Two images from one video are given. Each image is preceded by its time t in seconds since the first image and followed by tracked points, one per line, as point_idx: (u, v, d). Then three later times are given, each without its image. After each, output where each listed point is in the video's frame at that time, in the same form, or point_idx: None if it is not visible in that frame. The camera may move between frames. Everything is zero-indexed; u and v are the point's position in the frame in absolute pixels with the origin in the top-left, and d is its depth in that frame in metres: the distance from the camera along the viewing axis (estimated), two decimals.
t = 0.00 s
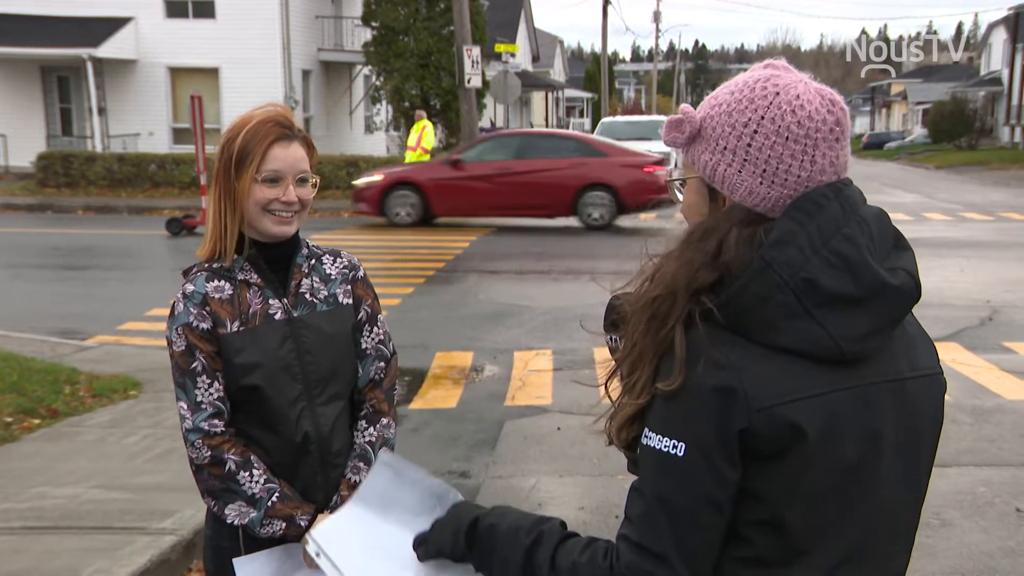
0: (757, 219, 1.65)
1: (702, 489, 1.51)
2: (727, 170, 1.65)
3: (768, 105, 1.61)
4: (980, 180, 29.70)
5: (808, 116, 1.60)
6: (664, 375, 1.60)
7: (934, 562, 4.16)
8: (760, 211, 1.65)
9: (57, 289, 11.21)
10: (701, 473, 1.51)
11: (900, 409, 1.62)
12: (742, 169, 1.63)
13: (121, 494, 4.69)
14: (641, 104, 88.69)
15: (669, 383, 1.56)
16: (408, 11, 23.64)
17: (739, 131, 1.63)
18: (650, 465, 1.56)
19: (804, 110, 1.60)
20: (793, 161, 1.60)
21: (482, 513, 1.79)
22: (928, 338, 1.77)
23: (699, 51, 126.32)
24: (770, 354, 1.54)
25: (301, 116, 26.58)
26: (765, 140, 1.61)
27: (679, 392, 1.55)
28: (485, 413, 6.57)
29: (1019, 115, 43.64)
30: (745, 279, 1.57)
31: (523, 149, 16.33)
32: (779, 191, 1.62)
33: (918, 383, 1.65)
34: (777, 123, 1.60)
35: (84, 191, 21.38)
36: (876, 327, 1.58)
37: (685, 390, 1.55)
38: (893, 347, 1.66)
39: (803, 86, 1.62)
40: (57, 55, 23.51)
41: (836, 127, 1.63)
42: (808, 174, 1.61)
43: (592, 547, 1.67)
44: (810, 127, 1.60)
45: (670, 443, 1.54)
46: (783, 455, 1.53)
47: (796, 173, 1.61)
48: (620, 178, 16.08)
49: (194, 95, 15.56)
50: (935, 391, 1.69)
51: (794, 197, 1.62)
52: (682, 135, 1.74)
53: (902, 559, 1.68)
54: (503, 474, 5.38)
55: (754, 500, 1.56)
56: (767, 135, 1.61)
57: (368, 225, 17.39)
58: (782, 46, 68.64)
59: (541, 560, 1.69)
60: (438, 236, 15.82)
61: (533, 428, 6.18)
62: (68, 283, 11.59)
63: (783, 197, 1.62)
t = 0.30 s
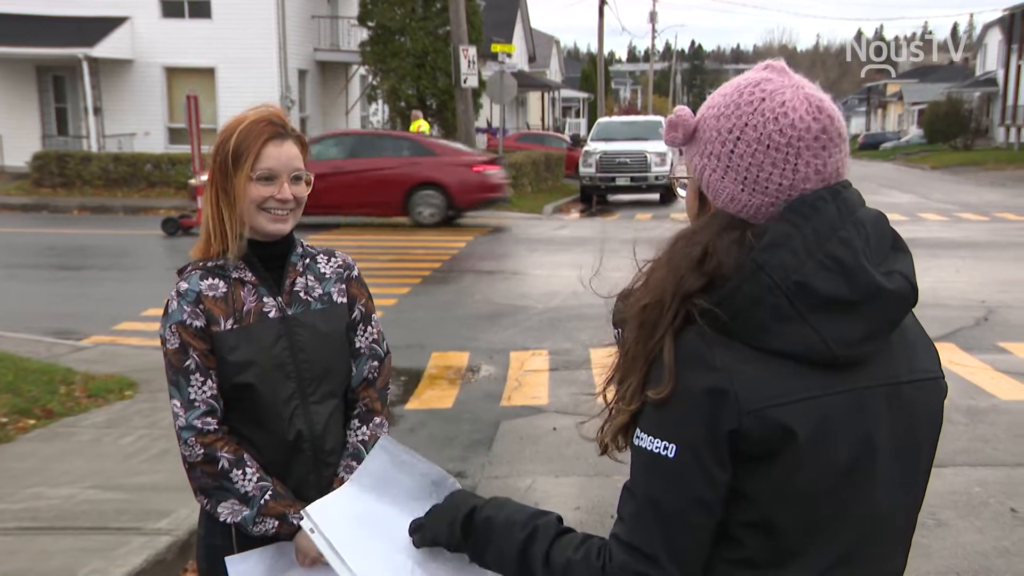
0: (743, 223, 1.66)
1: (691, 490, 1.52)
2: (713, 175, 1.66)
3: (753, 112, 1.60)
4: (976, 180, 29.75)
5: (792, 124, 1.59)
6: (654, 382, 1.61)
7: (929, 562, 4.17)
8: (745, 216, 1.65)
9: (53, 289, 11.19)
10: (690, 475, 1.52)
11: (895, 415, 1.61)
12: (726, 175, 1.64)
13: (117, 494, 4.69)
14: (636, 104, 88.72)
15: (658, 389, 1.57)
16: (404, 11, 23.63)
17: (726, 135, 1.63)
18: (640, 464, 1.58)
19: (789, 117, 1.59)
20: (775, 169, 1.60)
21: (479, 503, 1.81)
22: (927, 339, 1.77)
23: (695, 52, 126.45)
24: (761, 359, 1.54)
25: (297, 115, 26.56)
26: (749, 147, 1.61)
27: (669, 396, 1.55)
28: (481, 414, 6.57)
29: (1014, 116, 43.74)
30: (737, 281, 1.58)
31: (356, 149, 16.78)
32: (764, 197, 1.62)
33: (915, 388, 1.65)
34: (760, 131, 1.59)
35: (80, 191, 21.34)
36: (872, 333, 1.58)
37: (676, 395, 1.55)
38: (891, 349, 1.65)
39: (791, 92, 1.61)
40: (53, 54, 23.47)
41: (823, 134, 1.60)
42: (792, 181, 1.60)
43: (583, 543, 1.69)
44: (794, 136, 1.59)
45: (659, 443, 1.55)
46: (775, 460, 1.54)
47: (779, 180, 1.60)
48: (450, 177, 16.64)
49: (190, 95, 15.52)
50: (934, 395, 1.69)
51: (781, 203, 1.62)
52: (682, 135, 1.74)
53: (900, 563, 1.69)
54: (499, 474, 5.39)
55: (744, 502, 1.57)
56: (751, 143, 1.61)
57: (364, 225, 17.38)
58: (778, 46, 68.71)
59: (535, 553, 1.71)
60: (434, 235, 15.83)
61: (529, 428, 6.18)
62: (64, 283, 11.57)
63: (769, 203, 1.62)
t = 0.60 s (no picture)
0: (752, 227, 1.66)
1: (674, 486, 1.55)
2: (736, 173, 1.65)
3: (787, 119, 1.59)
4: (975, 183, 29.79)
5: (826, 139, 1.58)
6: (641, 378, 1.63)
7: (929, 564, 4.17)
8: (758, 218, 1.66)
9: (52, 290, 11.18)
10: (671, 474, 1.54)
11: (893, 424, 1.60)
12: (749, 175, 1.63)
13: (117, 494, 4.69)
14: (636, 106, 88.76)
15: (643, 386, 1.59)
16: (405, 13, 23.66)
17: (757, 137, 1.61)
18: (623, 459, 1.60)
19: (825, 131, 1.58)
20: (801, 180, 1.60)
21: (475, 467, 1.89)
22: (932, 350, 1.76)
23: (695, 54, 126.56)
24: (751, 363, 1.54)
25: (297, 116, 26.57)
26: (777, 153, 1.60)
27: (654, 393, 1.57)
28: (481, 415, 6.57)
29: (1013, 120, 43.81)
30: (733, 283, 1.58)
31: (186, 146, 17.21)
32: (783, 206, 1.62)
33: (914, 397, 1.64)
34: (792, 140, 1.58)
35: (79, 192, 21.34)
36: (867, 342, 1.57)
37: (662, 391, 1.57)
38: (892, 361, 1.64)
39: (833, 106, 1.59)
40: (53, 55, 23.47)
41: (856, 153, 1.60)
42: (816, 193, 1.60)
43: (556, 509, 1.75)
44: (826, 151, 1.58)
45: (638, 437, 1.57)
46: (763, 465, 1.54)
47: (801, 193, 1.61)
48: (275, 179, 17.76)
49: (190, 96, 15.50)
50: (935, 411, 1.68)
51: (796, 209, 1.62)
52: (716, 119, 1.69)
53: None
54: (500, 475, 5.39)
55: (731, 502, 1.58)
56: (780, 148, 1.59)
57: (363, 227, 17.39)
58: (778, 49, 68.76)
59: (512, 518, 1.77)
60: (433, 237, 15.84)
61: (529, 429, 6.18)
62: (63, 284, 11.56)
63: (784, 209, 1.62)
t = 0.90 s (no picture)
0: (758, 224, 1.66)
1: (670, 484, 1.55)
2: (737, 170, 1.66)
3: (784, 109, 1.61)
4: (979, 187, 29.76)
5: (823, 123, 1.59)
6: (643, 372, 1.64)
7: (932, 567, 4.17)
8: (765, 213, 1.66)
9: (56, 290, 11.21)
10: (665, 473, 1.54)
11: (893, 427, 1.59)
12: (751, 170, 1.64)
13: (120, 495, 4.69)
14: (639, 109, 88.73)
15: (644, 381, 1.60)
16: (408, 15, 23.66)
17: (755, 132, 1.62)
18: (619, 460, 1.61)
19: (822, 116, 1.60)
20: (804, 167, 1.60)
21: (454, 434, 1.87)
22: (933, 354, 1.75)
23: (699, 57, 126.62)
24: (746, 365, 1.55)
25: (301, 118, 26.60)
26: (778, 144, 1.61)
27: (654, 388, 1.58)
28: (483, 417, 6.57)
29: (1017, 123, 43.77)
30: (732, 285, 1.58)
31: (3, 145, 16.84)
32: (787, 196, 1.62)
33: (916, 402, 1.63)
34: (791, 128, 1.60)
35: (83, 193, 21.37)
36: (867, 344, 1.56)
37: (660, 388, 1.58)
38: (892, 365, 1.64)
39: (824, 95, 1.62)
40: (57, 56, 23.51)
41: (853, 137, 1.62)
42: (818, 180, 1.61)
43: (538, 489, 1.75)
44: (824, 135, 1.60)
45: (632, 434, 1.58)
46: (758, 467, 1.53)
47: (805, 179, 1.61)
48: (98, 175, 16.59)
49: (195, 97, 15.49)
50: (936, 415, 1.67)
51: (796, 201, 1.62)
52: (698, 134, 1.71)
53: None
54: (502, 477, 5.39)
55: (725, 506, 1.57)
56: (780, 138, 1.61)
57: (366, 229, 17.39)
58: (781, 52, 68.73)
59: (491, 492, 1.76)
60: (436, 239, 15.84)
61: (532, 431, 6.18)
62: (67, 284, 11.58)
63: (790, 201, 1.63)
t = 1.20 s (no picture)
0: (756, 228, 1.67)
1: (682, 492, 1.56)
2: (731, 176, 1.67)
3: (774, 115, 1.63)
4: (979, 190, 29.77)
5: (813, 126, 1.61)
6: (651, 375, 1.63)
7: (931, 571, 4.17)
8: (760, 217, 1.66)
9: (57, 292, 11.21)
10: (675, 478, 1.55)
11: (896, 426, 1.59)
12: (745, 175, 1.65)
13: (120, 497, 4.70)
14: (640, 111, 88.71)
15: (655, 384, 1.59)
16: (408, 17, 23.68)
17: (746, 138, 1.65)
18: (627, 465, 1.62)
19: (811, 119, 1.62)
20: (797, 170, 1.62)
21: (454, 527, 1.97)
22: (932, 352, 1.75)
23: (699, 59, 126.67)
24: (753, 366, 1.55)
25: (300, 120, 26.60)
26: (770, 147, 1.62)
27: (665, 392, 1.58)
28: (483, 419, 6.58)
29: (1016, 125, 43.80)
30: (732, 290, 1.58)
31: None
32: (781, 199, 1.63)
33: (918, 399, 1.64)
34: (782, 131, 1.62)
35: (83, 194, 21.37)
36: (869, 341, 1.57)
37: (671, 393, 1.58)
38: (893, 361, 1.64)
39: (812, 99, 1.64)
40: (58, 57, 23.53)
41: (843, 139, 1.64)
42: (812, 182, 1.62)
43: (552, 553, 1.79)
44: (815, 137, 1.62)
45: (646, 446, 1.59)
46: (768, 467, 1.53)
47: (800, 181, 1.62)
48: None
49: (196, 99, 15.48)
50: (938, 408, 1.67)
51: (790, 204, 1.63)
52: (693, 143, 1.75)
53: None
54: (501, 480, 5.39)
55: (736, 506, 1.58)
56: (772, 144, 1.62)
57: (366, 231, 17.39)
58: (780, 55, 68.76)
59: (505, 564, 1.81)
60: (436, 241, 15.84)
61: (532, 434, 6.19)
62: (67, 286, 11.58)
63: (786, 205, 1.63)
